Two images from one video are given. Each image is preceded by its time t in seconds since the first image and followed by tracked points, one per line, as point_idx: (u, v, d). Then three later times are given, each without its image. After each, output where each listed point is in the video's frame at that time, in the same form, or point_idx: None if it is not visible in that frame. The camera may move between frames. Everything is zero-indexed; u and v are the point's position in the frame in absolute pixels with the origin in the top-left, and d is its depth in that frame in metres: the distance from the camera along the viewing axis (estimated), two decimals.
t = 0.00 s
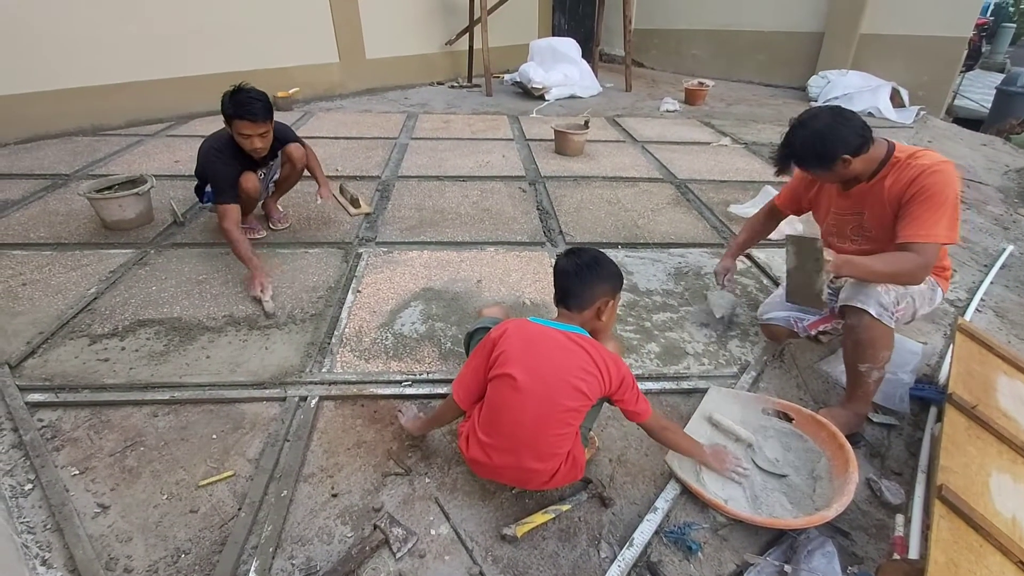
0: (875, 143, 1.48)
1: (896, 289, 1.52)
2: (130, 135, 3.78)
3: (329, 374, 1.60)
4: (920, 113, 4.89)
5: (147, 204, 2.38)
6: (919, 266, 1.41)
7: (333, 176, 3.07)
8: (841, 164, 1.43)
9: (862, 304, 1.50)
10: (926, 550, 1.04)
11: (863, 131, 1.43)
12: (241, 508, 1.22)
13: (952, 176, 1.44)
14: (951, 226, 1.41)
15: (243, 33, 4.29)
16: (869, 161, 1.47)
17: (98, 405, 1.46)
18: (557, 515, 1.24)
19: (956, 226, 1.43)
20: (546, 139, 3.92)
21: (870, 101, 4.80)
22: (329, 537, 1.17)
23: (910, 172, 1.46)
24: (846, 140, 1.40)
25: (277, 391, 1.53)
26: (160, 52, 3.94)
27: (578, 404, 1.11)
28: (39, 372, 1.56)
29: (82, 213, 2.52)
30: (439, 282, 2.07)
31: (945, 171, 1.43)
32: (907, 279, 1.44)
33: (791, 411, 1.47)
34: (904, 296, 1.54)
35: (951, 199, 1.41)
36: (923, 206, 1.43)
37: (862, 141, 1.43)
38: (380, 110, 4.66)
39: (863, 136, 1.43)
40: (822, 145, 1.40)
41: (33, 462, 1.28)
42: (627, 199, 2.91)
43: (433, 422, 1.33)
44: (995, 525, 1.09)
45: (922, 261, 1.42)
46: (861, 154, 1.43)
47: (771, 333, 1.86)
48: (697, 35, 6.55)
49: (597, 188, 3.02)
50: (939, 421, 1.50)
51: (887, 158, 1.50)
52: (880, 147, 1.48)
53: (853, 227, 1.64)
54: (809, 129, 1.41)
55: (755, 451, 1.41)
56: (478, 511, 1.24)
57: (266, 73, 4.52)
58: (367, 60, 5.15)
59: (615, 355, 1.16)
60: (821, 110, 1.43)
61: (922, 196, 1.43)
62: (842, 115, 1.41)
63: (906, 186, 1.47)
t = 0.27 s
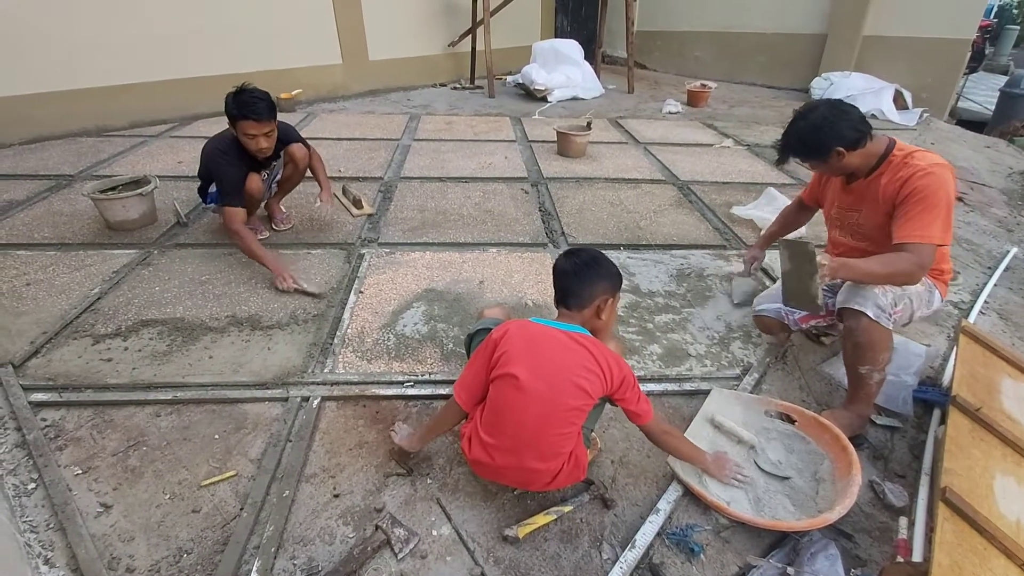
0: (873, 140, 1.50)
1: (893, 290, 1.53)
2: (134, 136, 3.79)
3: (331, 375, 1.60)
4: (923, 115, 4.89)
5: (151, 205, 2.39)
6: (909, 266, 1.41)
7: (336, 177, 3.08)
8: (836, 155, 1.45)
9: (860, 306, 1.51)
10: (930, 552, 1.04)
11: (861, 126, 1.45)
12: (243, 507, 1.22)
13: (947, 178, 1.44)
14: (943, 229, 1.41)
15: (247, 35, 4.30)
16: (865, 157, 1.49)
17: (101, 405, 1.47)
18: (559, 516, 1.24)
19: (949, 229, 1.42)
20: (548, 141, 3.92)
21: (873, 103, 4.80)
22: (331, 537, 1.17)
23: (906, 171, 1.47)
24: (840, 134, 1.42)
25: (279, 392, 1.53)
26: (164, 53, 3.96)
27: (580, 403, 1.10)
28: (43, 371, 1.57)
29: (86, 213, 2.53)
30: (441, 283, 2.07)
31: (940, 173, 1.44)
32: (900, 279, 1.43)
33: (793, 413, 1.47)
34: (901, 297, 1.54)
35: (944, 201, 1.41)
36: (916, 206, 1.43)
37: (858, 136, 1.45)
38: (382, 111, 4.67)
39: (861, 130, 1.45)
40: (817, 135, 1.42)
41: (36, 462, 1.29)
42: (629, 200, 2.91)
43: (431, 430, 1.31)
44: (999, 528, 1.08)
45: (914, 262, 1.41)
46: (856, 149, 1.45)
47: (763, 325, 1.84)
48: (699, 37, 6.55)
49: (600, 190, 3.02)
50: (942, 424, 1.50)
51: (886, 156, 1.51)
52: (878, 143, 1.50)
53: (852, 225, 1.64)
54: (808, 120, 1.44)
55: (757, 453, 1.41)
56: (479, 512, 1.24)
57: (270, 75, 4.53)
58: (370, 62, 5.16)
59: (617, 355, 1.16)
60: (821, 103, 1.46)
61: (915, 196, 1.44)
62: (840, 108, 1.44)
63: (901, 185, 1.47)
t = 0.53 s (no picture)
0: (880, 135, 1.50)
1: (885, 291, 1.53)
2: (138, 136, 3.81)
3: (332, 374, 1.60)
4: (926, 117, 4.88)
5: (154, 205, 2.40)
6: (892, 266, 1.43)
7: (338, 177, 3.09)
8: (838, 146, 1.46)
9: (851, 308, 1.53)
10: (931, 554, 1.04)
11: (870, 119, 1.45)
12: (244, 506, 1.22)
13: (944, 181, 1.44)
14: (933, 231, 1.42)
15: (250, 35, 4.32)
16: (869, 152, 1.50)
17: (104, 403, 1.47)
18: (560, 516, 1.24)
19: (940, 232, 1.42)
20: (551, 142, 3.93)
21: (876, 105, 4.79)
22: (332, 536, 1.17)
23: (904, 169, 1.48)
24: (847, 124, 1.43)
25: (281, 391, 1.53)
26: (168, 54, 3.97)
27: (581, 403, 1.11)
28: (47, 370, 1.57)
29: (90, 213, 2.54)
30: (443, 283, 2.07)
31: (937, 175, 1.44)
32: (883, 279, 1.45)
33: (794, 414, 1.47)
34: (894, 298, 1.54)
35: (937, 201, 1.42)
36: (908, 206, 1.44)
37: (865, 128, 1.45)
38: (385, 112, 4.68)
39: (869, 121, 1.45)
40: (823, 124, 1.44)
41: (39, 459, 1.29)
42: (631, 201, 2.91)
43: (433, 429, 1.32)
44: (1001, 530, 1.08)
45: (899, 263, 1.43)
46: (860, 142, 1.46)
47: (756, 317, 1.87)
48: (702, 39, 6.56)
49: (602, 191, 3.02)
50: (945, 426, 1.49)
51: (890, 153, 1.51)
52: (884, 138, 1.50)
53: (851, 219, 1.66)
54: (816, 108, 1.45)
55: (759, 455, 1.41)
56: (481, 511, 1.24)
57: (273, 76, 4.54)
58: (372, 63, 5.17)
59: (618, 355, 1.16)
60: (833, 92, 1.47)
61: (908, 195, 1.45)
62: (852, 100, 1.44)
63: (898, 184, 1.48)
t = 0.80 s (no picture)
0: (892, 131, 1.49)
1: (869, 292, 1.53)
2: (141, 136, 3.82)
3: (333, 374, 1.60)
4: (929, 120, 4.88)
5: (157, 205, 2.41)
6: (872, 266, 1.47)
7: (341, 178, 3.10)
8: (849, 135, 1.46)
9: (835, 310, 1.53)
10: (931, 557, 1.04)
11: (885, 114, 1.45)
12: (245, 505, 1.23)
13: (942, 185, 1.44)
14: (919, 234, 1.44)
15: (253, 36, 4.33)
16: (877, 147, 1.50)
17: (106, 402, 1.48)
18: (560, 517, 1.24)
19: (927, 236, 1.44)
20: (553, 143, 3.93)
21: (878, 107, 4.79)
22: (332, 535, 1.18)
23: (904, 171, 1.48)
24: (861, 115, 1.43)
25: (282, 390, 1.54)
26: (171, 54, 3.98)
27: (580, 404, 1.11)
28: (50, 368, 1.58)
29: (93, 212, 2.55)
30: (444, 284, 2.08)
31: (935, 177, 1.44)
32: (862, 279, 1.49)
33: (795, 416, 1.47)
34: (880, 299, 1.53)
35: (930, 205, 1.43)
36: (899, 207, 1.46)
37: (879, 122, 1.45)
38: (388, 113, 4.69)
39: (881, 115, 1.45)
40: (839, 111, 1.44)
41: (41, 457, 1.30)
42: (633, 203, 2.91)
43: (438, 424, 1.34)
44: (1002, 533, 1.08)
45: (878, 264, 1.47)
46: (870, 136, 1.46)
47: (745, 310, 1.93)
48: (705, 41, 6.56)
49: (604, 192, 3.02)
50: (945, 429, 1.49)
51: (899, 151, 1.51)
52: (894, 135, 1.49)
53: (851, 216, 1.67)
54: (834, 96, 1.45)
55: (760, 457, 1.41)
56: (481, 512, 1.25)
57: (276, 77, 4.56)
58: (375, 64, 5.19)
59: (618, 356, 1.16)
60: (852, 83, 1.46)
61: (902, 196, 1.46)
62: (872, 91, 1.44)
63: (896, 184, 1.49)
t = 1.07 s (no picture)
0: (902, 133, 1.49)
1: (870, 293, 1.53)
2: (143, 136, 3.83)
3: (334, 374, 1.61)
4: (931, 121, 4.88)
5: (159, 204, 2.41)
6: (869, 267, 1.47)
7: (343, 178, 3.10)
8: (862, 134, 1.45)
9: (837, 310, 1.53)
10: (932, 558, 1.04)
11: (898, 114, 1.44)
12: (246, 503, 1.23)
13: (946, 190, 1.44)
14: (919, 237, 1.44)
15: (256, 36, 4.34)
16: (886, 148, 1.49)
17: (107, 400, 1.48)
18: (560, 516, 1.24)
19: (927, 240, 1.44)
20: (554, 144, 3.94)
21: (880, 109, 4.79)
22: (333, 534, 1.18)
23: (909, 173, 1.48)
24: (879, 112, 1.42)
25: (283, 389, 1.54)
26: (174, 54, 3.99)
27: (580, 405, 1.11)
28: (52, 366, 1.58)
29: (95, 211, 2.55)
30: (446, 284, 2.08)
31: (939, 182, 1.44)
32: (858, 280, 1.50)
33: (796, 417, 1.47)
34: (881, 300, 1.53)
35: (933, 208, 1.43)
36: (902, 209, 1.46)
37: (892, 123, 1.44)
38: (390, 113, 4.70)
39: (897, 114, 1.43)
40: (854, 109, 1.42)
41: (43, 455, 1.30)
42: (634, 204, 2.91)
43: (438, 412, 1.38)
44: (1002, 534, 1.08)
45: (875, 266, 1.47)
46: (882, 137, 1.45)
47: (744, 310, 1.94)
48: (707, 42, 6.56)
49: (605, 193, 3.02)
50: (946, 430, 1.49)
51: (907, 153, 1.51)
52: (902, 136, 1.49)
53: (853, 216, 1.68)
54: (850, 92, 1.43)
55: (760, 458, 1.41)
56: (481, 511, 1.25)
57: (278, 77, 4.56)
58: (377, 64, 5.19)
59: (619, 358, 1.16)
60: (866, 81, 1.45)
61: (906, 199, 1.46)
62: (887, 89, 1.43)
63: (901, 186, 1.49)
